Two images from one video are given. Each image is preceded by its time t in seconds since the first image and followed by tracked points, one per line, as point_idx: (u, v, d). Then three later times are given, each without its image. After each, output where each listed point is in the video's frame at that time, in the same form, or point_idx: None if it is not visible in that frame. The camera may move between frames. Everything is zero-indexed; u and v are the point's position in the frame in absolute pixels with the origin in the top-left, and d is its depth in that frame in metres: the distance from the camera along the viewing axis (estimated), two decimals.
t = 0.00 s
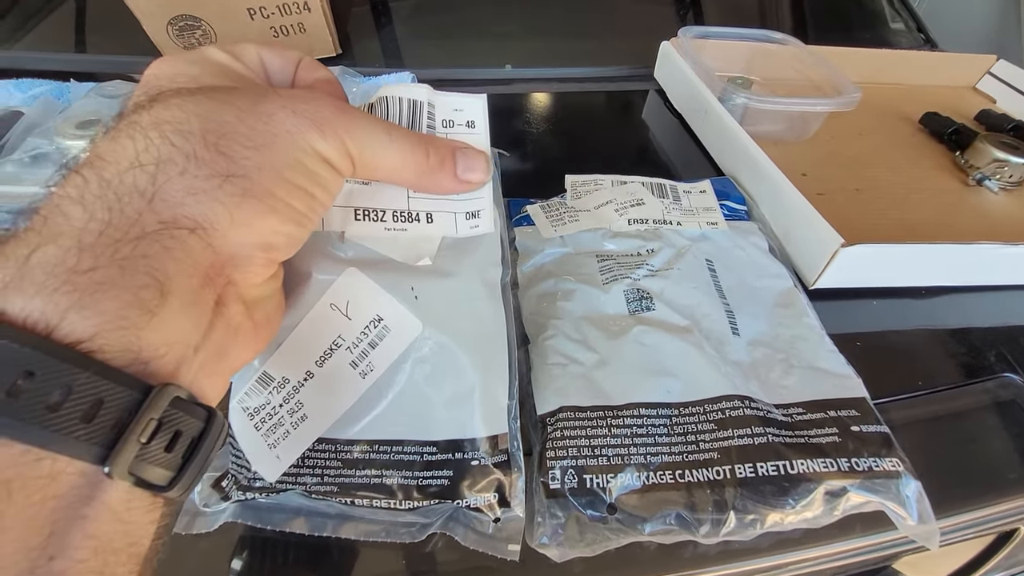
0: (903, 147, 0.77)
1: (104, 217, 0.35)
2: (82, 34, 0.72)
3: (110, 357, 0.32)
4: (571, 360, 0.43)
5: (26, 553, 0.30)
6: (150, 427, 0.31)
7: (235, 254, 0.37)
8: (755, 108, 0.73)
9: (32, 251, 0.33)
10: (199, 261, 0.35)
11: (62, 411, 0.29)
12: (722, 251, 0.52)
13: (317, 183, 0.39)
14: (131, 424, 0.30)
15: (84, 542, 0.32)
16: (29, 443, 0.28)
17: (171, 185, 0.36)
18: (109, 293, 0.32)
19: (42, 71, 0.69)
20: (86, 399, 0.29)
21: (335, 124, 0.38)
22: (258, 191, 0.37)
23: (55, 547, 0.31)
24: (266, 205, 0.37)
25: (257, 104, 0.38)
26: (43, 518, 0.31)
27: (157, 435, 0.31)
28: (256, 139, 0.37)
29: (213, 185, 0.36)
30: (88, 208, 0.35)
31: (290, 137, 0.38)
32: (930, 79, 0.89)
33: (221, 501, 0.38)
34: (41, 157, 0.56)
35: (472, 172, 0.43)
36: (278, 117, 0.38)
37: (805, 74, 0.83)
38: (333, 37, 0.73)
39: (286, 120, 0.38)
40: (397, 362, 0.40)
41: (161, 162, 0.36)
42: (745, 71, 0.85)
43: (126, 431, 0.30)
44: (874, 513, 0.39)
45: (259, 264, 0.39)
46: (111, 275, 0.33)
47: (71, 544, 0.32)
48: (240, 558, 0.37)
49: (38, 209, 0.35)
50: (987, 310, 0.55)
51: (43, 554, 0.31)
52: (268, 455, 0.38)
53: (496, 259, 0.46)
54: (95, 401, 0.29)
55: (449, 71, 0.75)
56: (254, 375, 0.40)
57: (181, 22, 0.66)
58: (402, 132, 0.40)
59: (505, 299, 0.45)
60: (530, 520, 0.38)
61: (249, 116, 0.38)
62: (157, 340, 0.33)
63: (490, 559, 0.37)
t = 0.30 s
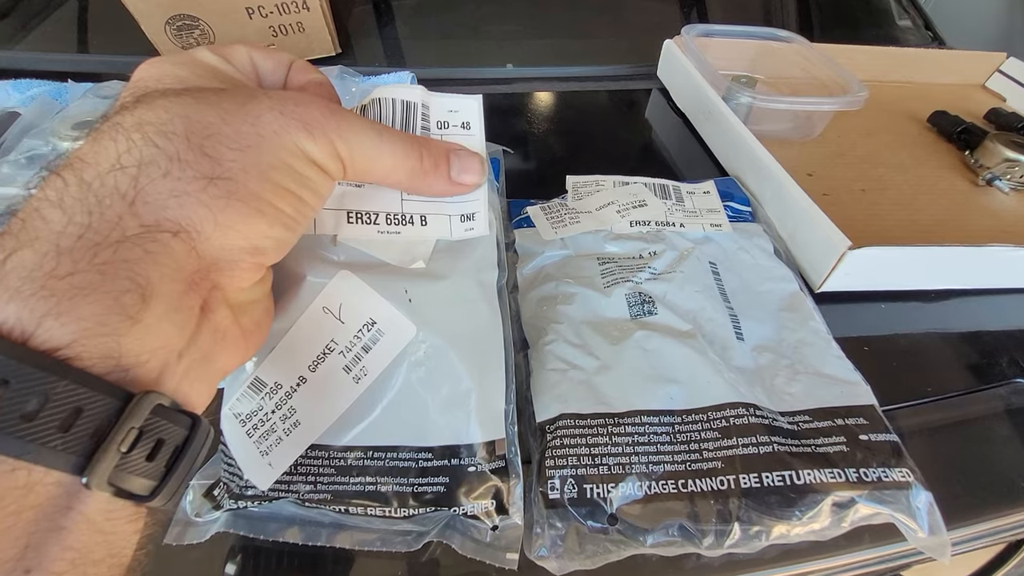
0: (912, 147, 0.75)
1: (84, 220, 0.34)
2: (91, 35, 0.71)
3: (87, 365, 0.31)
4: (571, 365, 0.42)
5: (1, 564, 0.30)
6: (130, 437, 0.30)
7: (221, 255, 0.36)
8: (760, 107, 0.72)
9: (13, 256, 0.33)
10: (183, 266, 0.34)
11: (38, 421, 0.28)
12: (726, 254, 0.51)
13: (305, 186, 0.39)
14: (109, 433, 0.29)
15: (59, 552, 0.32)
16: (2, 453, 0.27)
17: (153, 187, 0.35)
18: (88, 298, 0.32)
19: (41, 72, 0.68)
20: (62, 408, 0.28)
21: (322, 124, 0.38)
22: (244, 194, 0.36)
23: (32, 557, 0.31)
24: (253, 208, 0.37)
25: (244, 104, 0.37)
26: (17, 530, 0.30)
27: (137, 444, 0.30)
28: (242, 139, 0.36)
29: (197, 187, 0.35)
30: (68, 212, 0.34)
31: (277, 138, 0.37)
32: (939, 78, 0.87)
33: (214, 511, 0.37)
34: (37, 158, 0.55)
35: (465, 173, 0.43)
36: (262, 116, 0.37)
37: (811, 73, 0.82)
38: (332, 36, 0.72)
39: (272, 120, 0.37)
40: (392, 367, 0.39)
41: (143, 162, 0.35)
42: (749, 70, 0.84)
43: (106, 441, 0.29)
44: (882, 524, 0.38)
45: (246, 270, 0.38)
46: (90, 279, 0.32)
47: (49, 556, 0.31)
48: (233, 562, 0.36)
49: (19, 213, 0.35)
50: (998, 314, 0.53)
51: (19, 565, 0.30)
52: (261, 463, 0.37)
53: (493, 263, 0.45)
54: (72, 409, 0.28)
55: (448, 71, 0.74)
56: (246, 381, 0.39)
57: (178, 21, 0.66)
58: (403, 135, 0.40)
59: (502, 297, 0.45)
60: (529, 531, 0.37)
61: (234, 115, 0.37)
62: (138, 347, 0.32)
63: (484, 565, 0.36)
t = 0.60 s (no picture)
0: (919, 146, 0.75)
1: (97, 216, 0.34)
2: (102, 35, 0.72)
3: (102, 358, 0.31)
4: (578, 364, 0.42)
5: (17, 554, 0.30)
6: (144, 429, 0.30)
7: (231, 252, 0.37)
8: (766, 106, 0.71)
9: (26, 251, 0.33)
10: (193, 263, 0.35)
11: (55, 413, 0.28)
12: (733, 253, 0.51)
13: (313, 184, 0.39)
14: (123, 426, 0.29)
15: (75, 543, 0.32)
16: (19, 445, 0.27)
17: (164, 184, 0.35)
18: (102, 293, 0.32)
19: (50, 73, 0.69)
20: (78, 400, 0.28)
21: (329, 121, 0.38)
22: (252, 192, 0.36)
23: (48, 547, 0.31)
24: (263, 205, 0.37)
25: (253, 101, 0.38)
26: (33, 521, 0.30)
27: (151, 437, 0.30)
28: (251, 138, 0.37)
29: (207, 184, 0.35)
30: (81, 209, 0.34)
31: (285, 136, 0.37)
32: (946, 76, 0.87)
33: (223, 506, 0.37)
34: (46, 157, 0.56)
35: (472, 171, 0.43)
36: (270, 113, 0.37)
37: (817, 71, 0.82)
38: (338, 36, 0.72)
39: (280, 119, 0.37)
40: (399, 365, 0.39)
41: (155, 159, 0.36)
42: (755, 69, 0.84)
43: (120, 434, 0.29)
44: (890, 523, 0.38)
45: (255, 267, 0.38)
46: (103, 274, 0.32)
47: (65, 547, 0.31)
48: (240, 557, 0.36)
49: (31, 211, 0.35)
50: (1007, 313, 0.53)
51: (35, 555, 0.30)
52: (269, 458, 0.37)
53: (499, 261, 0.45)
54: (87, 401, 0.29)
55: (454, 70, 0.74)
56: (254, 377, 0.39)
57: (185, 21, 0.66)
58: (410, 133, 0.40)
59: (508, 294, 0.45)
60: (536, 529, 0.37)
61: (244, 113, 0.37)
62: (151, 342, 0.33)
63: (491, 562, 0.36)
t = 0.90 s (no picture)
0: (921, 144, 0.74)
1: (89, 224, 0.34)
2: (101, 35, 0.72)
3: (93, 367, 0.31)
4: (574, 364, 0.41)
5: (7, 561, 0.29)
6: (134, 436, 0.30)
7: (223, 258, 0.36)
8: (767, 104, 0.71)
9: (18, 260, 0.32)
10: (185, 269, 0.34)
11: (46, 422, 0.28)
12: (733, 252, 0.51)
13: (306, 191, 0.39)
14: (114, 432, 0.29)
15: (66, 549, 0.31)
16: (10, 453, 0.27)
17: (156, 191, 0.35)
18: (93, 302, 0.32)
19: (49, 72, 0.69)
20: (68, 408, 0.28)
21: (321, 129, 0.37)
22: (244, 195, 0.36)
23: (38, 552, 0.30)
24: (257, 211, 0.37)
25: (247, 107, 0.37)
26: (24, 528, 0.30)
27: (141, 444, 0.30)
28: (244, 144, 0.36)
29: (201, 193, 0.35)
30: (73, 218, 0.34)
31: (279, 143, 0.37)
32: (949, 73, 0.86)
33: (210, 512, 0.37)
34: (43, 157, 0.55)
35: (464, 173, 0.42)
36: (261, 120, 0.37)
37: (819, 69, 0.81)
38: (337, 35, 0.72)
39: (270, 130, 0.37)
40: (393, 366, 0.39)
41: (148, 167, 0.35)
42: (756, 67, 0.83)
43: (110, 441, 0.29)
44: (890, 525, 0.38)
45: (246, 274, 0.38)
46: (96, 281, 0.32)
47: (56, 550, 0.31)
48: (231, 558, 0.36)
49: (24, 212, 0.35)
50: (1011, 314, 0.52)
51: (25, 562, 0.30)
52: (260, 459, 0.37)
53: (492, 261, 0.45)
54: (77, 408, 0.28)
55: (454, 68, 0.74)
56: (246, 377, 0.39)
57: (184, 20, 0.66)
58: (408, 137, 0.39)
59: (500, 294, 0.45)
60: (531, 531, 0.37)
61: (238, 121, 0.37)
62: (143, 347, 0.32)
63: (484, 562, 0.36)
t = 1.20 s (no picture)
0: (917, 141, 0.74)
1: (169, 277, 0.33)
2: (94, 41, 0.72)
3: (166, 408, 0.32)
4: (564, 367, 0.41)
5: None
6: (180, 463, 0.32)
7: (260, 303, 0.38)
8: (760, 102, 0.71)
9: (103, 319, 0.31)
10: (240, 317, 0.36)
11: (129, 455, 0.30)
12: (724, 252, 0.51)
13: (326, 237, 0.40)
14: (179, 458, 0.32)
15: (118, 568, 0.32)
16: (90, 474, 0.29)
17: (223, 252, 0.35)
18: (172, 349, 0.32)
19: (44, 78, 0.69)
20: (98, 421, 0.29)
21: (353, 186, 0.39)
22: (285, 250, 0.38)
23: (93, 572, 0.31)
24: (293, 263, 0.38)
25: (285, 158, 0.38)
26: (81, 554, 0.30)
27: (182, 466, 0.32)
28: (294, 207, 0.37)
29: (258, 253, 0.36)
30: (150, 280, 0.33)
31: (316, 202, 0.38)
32: (946, 69, 0.86)
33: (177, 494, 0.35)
34: (37, 164, 0.55)
35: (455, 197, 0.43)
36: (309, 185, 0.38)
37: (813, 67, 0.81)
38: (331, 38, 0.72)
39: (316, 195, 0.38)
40: (383, 352, 0.41)
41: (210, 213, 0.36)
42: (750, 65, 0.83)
43: (163, 466, 0.31)
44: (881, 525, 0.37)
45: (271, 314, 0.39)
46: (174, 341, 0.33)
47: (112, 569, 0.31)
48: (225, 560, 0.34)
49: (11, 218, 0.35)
50: (1005, 311, 0.52)
51: None
52: (242, 436, 0.37)
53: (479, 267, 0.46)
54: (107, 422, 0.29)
55: (448, 70, 0.74)
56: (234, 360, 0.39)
57: (177, 25, 0.66)
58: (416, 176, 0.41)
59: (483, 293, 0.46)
60: (518, 535, 0.36)
61: (291, 186, 0.37)
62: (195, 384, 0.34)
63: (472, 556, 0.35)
